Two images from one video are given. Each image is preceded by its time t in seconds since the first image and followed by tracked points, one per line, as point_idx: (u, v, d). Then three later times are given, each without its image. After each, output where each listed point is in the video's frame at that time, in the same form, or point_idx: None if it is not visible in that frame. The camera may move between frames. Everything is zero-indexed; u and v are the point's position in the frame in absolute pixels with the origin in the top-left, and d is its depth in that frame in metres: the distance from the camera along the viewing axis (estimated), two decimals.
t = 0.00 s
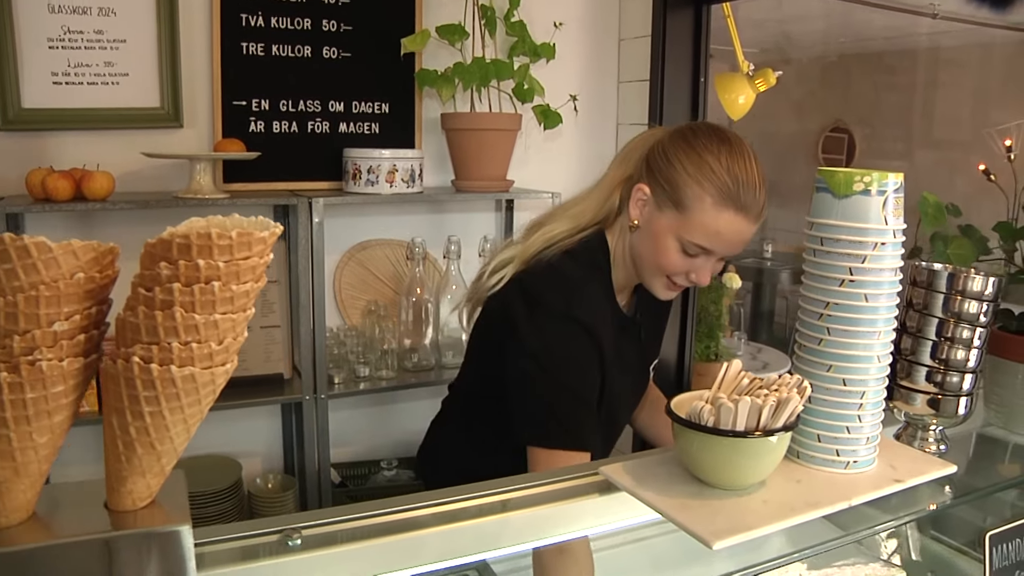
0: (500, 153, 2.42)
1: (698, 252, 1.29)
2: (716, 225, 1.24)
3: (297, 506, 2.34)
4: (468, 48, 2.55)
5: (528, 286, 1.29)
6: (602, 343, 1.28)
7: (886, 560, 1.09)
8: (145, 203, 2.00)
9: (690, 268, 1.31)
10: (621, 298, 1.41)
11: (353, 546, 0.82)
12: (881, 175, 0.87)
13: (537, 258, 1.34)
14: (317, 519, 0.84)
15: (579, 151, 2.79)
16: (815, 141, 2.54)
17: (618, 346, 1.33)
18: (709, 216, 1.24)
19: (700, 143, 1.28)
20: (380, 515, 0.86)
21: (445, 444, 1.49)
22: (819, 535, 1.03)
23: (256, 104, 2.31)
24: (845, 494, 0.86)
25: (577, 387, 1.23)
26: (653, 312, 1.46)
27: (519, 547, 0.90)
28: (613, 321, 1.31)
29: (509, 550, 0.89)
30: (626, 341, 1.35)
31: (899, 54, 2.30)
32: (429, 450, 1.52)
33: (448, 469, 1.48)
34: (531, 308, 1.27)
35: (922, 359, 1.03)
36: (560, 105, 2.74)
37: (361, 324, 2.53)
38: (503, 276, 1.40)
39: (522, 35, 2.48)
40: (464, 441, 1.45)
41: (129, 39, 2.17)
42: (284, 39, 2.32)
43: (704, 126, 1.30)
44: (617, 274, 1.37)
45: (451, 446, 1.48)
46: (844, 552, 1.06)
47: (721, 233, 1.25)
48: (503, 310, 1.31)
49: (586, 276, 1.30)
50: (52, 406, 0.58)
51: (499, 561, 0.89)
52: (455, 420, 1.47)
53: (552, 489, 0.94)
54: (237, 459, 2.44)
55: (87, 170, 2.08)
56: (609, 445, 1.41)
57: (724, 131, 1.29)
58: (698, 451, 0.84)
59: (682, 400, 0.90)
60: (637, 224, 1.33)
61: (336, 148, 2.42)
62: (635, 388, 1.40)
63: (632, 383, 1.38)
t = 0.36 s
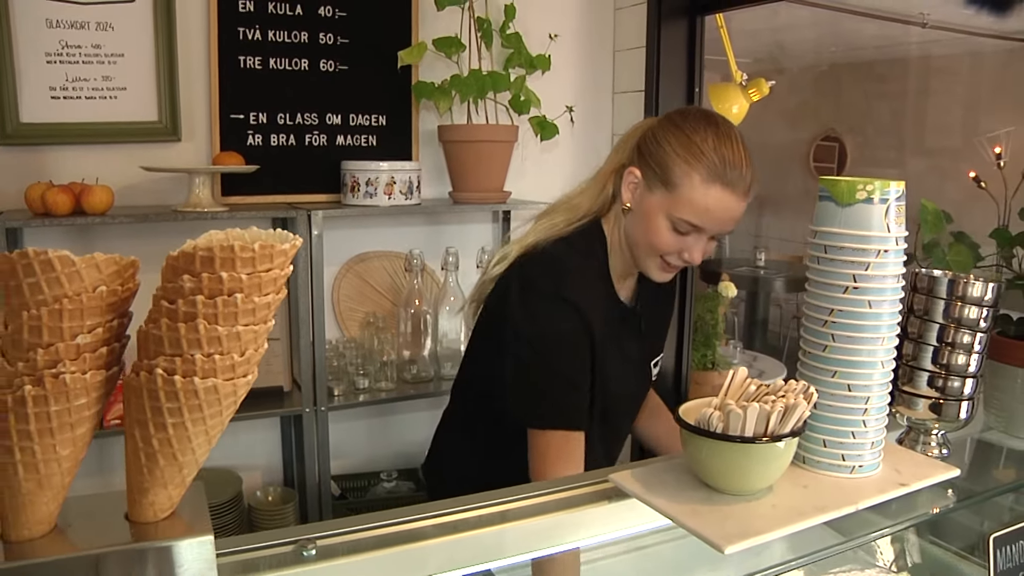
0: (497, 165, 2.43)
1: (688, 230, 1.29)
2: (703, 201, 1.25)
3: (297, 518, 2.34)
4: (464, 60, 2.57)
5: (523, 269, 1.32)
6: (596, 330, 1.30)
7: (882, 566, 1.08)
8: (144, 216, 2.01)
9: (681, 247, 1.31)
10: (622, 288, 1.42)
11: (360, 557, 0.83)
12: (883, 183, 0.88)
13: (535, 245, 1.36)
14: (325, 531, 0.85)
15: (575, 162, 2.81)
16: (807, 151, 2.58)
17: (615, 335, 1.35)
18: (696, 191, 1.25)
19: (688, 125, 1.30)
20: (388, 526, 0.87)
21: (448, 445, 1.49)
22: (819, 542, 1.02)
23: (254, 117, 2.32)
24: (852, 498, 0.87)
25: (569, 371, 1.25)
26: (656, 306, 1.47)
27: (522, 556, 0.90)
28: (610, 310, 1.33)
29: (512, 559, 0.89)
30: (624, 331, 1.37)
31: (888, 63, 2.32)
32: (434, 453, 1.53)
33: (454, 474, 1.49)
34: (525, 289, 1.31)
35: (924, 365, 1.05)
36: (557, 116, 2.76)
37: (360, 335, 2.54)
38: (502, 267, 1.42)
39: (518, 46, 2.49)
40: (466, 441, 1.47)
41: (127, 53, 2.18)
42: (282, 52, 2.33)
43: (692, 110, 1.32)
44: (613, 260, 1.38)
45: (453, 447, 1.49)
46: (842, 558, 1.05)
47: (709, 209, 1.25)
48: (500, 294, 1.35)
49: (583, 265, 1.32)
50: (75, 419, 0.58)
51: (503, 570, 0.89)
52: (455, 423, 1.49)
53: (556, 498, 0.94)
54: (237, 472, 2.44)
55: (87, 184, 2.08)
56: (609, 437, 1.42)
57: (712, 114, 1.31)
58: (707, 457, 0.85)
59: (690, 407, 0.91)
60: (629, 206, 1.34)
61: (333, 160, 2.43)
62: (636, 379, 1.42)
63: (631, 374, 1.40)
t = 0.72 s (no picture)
0: (491, 166, 2.42)
1: (656, 223, 1.26)
2: (667, 192, 1.23)
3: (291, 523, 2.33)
4: (457, 61, 2.56)
5: (494, 272, 1.34)
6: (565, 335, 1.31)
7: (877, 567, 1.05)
8: (135, 220, 1.99)
9: (652, 241, 1.28)
10: (604, 295, 1.40)
11: (356, 565, 0.82)
12: (881, 184, 0.87)
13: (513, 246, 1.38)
14: (316, 540, 0.83)
15: (569, 163, 2.80)
16: (801, 151, 2.58)
17: (591, 339, 1.35)
18: (658, 183, 1.23)
19: (648, 118, 1.30)
20: (381, 533, 0.86)
21: (439, 447, 1.51)
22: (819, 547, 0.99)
23: (246, 119, 2.30)
24: (851, 503, 0.86)
25: (533, 376, 1.27)
26: (648, 308, 1.46)
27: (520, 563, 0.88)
28: (584, 314, 1.34)
29: (507, 567, 0.87)
30: (604, 335, 1.37)
31: (882, 62, 2.32)
32: (429, 456, 1.55)
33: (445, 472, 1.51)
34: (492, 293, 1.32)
35: (922, 367, 1.04)
36: (550, 117, 2.75)
37: (353, 338, 2.53)
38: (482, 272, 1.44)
39: (511, 47, 2.48)
40: (456, 445, 1.47)
41: (118, 55, 2.16)
42: (273, 54, 2.32)
43: (652, 103, 1.33)
44: (588, 263, 1.37)
45: (444, 449, 1.50)
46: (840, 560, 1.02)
47: (672, 199, 1.23)
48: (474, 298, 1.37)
49: (557, 270, 1.32)
50: (58, 428, 0.57)
51: None
52: (450, 425, 1.48)
53: (549, 504, 0.93)
54: (230, 476, 2.42)
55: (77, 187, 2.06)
56: (593, 439, 1.43)
57: (674, 105, 1.31)
58: (704, 462, 0.83)
59: (687, 411, 0.90)
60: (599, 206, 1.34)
61: (326, 162, 2.41)
62: (621, 383, 1.42)
63: (613, 378, 1.40)
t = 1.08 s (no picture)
0: (504, 169, 2.40)
1: (659, 229, 1.24)
2: (669, 197, 1.21)
3: (299, 525, 2.32)
4: (471, 63, 2.54)
5: (499, 281, 1.33)
6: (568, 342, 1.30)
7: None
8: (146, 220, 1.98)
9: (655, 247, 1.26)
10: (615, 305, 1.38)
11: None
12: (899, 194, 0.85)
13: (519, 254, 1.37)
14: (314, 552, 0.82)
15: (584, 166, 2.77)
16: (820, 155, 2.53)
17: (597, 347, 1.34)
18: (659, 188, 1.22)
19: (648, 122, 1.29)
20: (382, 546, 0.84)
21: (454, 453, 1.52)
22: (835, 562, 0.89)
23: (258, 120, 2.29)
24: (864, 522, 0.83)
25: (534, 384, 1.26)
26: (660, 316, 1.44)
27: None
28: (589, 321, 1.33)
29: None
30: (611, 342, 1.35)
31: (903, 66, 2.28)
32: (444, 463, 1.55)
33: (458, 479, 1.51)
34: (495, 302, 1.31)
35: (940, 381, 1.01)
36: (565, 120, 2.73)
37: (364, 341, 2.52)
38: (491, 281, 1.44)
39: (526, 49, 2.46)
40: (471, 454, 1.47)
41: (131, 55, 2.16)
42: (287, 54, 2.31)
43: (651, 107, 1.32)
44: (595, 273, 1.36)
45: (460, 457, 1.50)
46: None
47: (673, 204, 1.22)
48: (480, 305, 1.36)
49: (562, 276, 1.31)
50: (43, 440, 0.55)
51: None
52: (466, 432, 1.48)
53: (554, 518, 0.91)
54: (240, 478, 2.41)
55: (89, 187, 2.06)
56: (602, 448, 1.41)
57: (674, 108, 1.30)
58: (712, 479, 0.81)
59: (695, 425, 0.87)
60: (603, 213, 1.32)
61: (339, 164, 2.41)
62: (630, 391, 1.39)
63: (621, 386, 1.38)
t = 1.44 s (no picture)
0: (513, 165, 2.38)
1: (625, 180, 1.18)
2: (619, 144, 1.17)
3: (306, 521, 2.31)
4: (481, 57, 2.52)
5: (505, 276, 1.31)
6: (574, 339, 1.27)
7: None
8: (152, 215, 1.97)
9: (628, 203, 1.19)
10: (624, 301, 1.36)
11: None
12: (912, 190, 0.82)
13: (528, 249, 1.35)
14: (305, 555, 0.80)
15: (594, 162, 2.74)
16: (834, 151, 2.51)
17: (604, 344, 1.32)
18: (611, 140, 1.19)
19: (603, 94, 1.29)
20: (375, 549, 0.82)
21: (462, 450, 1.51)
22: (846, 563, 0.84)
23: (266, 114, 2.28)
24: (874, 529, 0.80)
25: (539, 381, 1.24)
26: (672, 312, 1.41)
27: None
28: (597, 317, 1.30)
29: None
30: (620, 339, 1.32)
31: (919, 61, 2.24)
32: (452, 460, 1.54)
33: (464, 476, 1.50)
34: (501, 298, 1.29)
35: (954, 384, 0.99)
36: (575, 114, 2.70)
37: (372, 337, 2.50)
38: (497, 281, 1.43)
39: (536, 43, 2.43)
40: (478, 451, 1.46)
41: (138, 49, 2.15)
42: (294, 48, 2.29)
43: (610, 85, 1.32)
44: (602, 268, 1.33)
45: (467, 455, 1.48)
46: None
47: (627, 147, 1.17)
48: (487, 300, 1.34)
49: (569, 272, 1.29)
50: (21, 441, 0.54)
51: None
52: (473, 430, 1.46)
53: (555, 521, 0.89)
54: (246, 473, 2.40)
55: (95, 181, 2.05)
56: (610, 446, 1.39)
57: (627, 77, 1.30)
58: (716, 483, 0.79)
59: (700, 428, 0.85)
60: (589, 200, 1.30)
61: (347, 159, 2.39)
62: (641, 389, 1.37)
63: (630, 384, 1.35)
